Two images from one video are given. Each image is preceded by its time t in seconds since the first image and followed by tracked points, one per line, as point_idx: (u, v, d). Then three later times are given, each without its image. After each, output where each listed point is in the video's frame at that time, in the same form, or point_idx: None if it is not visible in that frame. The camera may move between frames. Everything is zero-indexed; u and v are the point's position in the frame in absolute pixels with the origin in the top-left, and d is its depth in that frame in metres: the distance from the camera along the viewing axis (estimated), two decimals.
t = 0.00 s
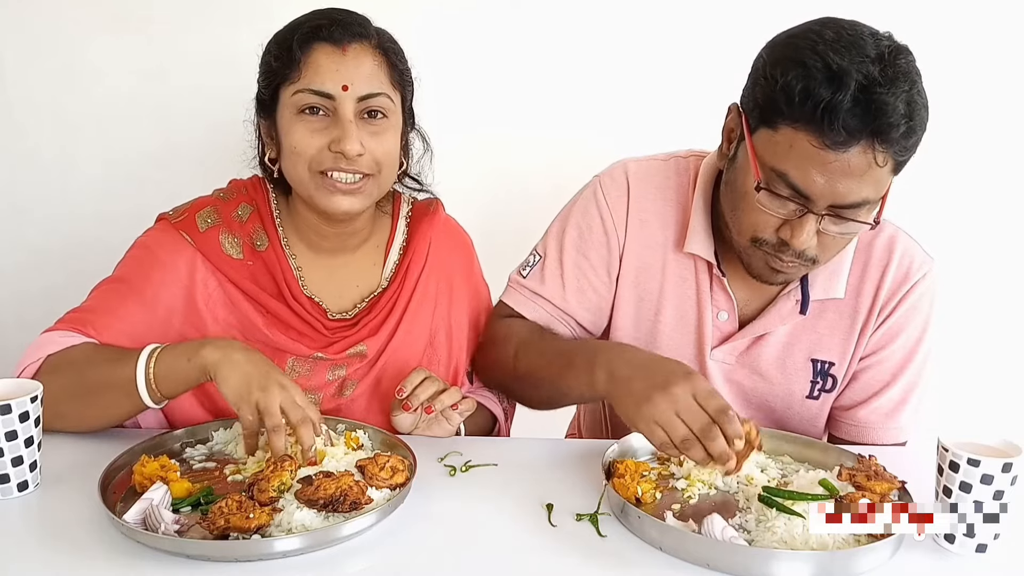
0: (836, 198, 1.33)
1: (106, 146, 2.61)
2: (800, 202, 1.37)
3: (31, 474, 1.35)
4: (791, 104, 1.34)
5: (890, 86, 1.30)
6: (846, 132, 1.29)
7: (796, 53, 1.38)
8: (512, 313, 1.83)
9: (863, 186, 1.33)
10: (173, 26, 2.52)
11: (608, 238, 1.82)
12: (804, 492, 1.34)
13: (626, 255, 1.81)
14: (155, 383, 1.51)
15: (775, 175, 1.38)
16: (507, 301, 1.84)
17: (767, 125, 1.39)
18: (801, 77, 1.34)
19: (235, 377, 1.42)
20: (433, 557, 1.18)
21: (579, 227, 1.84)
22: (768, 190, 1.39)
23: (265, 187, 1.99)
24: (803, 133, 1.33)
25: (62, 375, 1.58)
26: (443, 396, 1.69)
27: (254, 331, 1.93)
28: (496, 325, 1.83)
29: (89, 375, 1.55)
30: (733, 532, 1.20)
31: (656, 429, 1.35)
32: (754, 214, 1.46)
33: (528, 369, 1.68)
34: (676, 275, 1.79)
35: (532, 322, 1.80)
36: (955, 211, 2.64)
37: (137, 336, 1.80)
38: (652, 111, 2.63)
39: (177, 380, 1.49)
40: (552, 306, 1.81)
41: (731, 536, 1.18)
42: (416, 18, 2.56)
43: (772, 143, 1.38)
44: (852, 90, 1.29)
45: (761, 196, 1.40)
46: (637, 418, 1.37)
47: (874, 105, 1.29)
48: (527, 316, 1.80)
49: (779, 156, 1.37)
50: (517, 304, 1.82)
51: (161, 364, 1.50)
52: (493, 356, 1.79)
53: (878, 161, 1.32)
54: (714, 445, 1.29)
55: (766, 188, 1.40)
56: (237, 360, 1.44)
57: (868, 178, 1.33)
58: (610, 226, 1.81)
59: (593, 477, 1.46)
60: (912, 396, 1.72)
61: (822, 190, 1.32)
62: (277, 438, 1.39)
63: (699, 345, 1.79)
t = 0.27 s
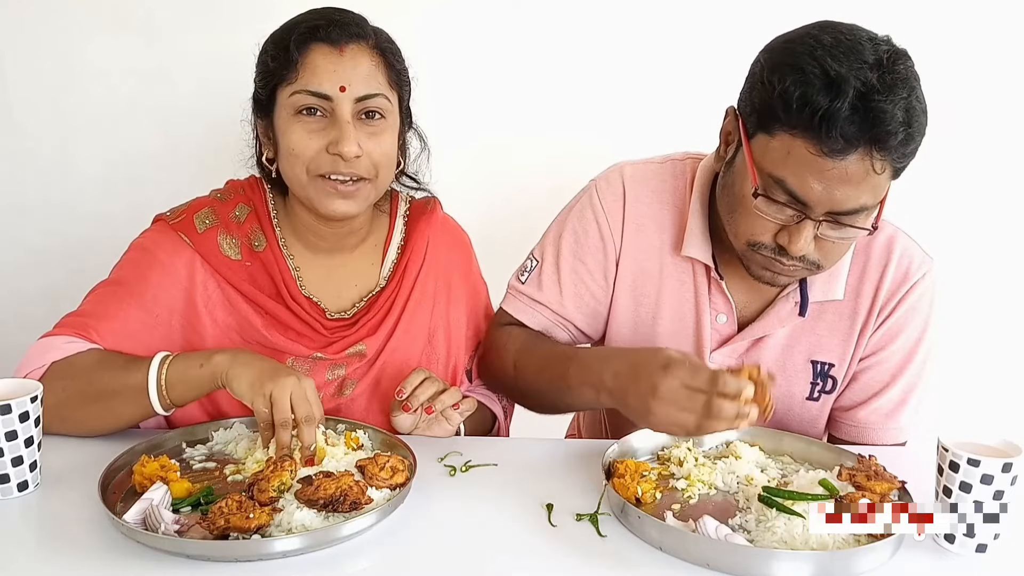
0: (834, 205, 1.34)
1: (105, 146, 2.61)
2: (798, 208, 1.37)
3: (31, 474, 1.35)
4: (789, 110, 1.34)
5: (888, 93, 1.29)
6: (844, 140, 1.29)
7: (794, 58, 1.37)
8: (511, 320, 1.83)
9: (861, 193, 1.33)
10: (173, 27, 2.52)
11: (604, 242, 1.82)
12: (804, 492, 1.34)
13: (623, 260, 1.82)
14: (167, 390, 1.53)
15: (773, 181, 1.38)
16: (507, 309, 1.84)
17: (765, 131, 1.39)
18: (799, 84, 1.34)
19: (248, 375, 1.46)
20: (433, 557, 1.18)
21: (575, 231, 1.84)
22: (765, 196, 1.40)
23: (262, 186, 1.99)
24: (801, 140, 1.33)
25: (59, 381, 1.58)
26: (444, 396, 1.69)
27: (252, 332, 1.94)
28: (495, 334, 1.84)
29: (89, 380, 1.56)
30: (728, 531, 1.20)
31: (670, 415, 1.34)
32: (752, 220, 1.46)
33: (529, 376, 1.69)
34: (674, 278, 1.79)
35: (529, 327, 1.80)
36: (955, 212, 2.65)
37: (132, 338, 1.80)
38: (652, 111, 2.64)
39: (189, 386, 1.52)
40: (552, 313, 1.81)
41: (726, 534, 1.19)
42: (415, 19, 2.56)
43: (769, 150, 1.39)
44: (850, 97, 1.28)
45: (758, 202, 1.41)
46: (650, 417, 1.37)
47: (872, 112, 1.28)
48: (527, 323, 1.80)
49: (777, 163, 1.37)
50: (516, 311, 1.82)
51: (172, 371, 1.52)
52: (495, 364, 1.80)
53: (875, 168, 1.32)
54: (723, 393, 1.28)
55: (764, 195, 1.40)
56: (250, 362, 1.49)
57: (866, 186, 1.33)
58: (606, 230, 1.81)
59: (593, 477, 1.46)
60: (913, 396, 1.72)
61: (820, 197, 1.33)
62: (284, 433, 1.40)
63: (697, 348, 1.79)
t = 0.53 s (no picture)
0: (817, 213, 1.35)
1: (106, 146, 2.61)
2: (781, 216, 1.38)
3: (31, 474, 1.35)
4: (772, 118, 1.35)
5: (872, 103, 1.29)
6: (825, 149, 1.29)
7: (781, 65, 1.38)
8: (512, 329, 1.84)
9: (844, 203, 1.33)
10: (173, 27, 2.52)
11: (599, 248, 1.81)
12: (804, 492, 1.34)
13: (617, 266, 1.82)
14: (157, 387, 1.49)
15: (757, 190, 1.40)
16: (507, 319, 1.84)
17: (751, 138, 1.40)
18: (783, 91, 1.34)
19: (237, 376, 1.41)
20: (433, 557, 1.18)
21: (570, 238, 1.83)
22: (749, 204, 1.42)
23: (262, 186, 1.99)
24: (784, 148, 1.34)
25: (61, 378, 1.58)
26: (444, 396, 1.68)
27: (251, 328, 1.94)
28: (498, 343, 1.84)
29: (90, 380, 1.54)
30: (731, 532, 1.20)
31: (687, 367, 1.43)
32: (737, 226, 1.47)
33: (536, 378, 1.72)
34: (670, 281, 1.80)
35: (532, 336, 1.81)
36: (955, 212, 2.64)
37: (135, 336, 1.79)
38: (652, 111, 2.64)
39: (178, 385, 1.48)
40: (553, 322, 1.82)
41: (728, 535, 1.19)
42: (415, 19, 2.56)
43: (754, 157, 1.40)
44: (833, 106, 1.28)
45: (742, 209, 1.43)
46: (671, 378, 1.45)
47: (855, 122, 1.28)
48: (530, 332, 1.81)
49: (761, 170, 1.38)
50: (517, 320, 1.82)
51: (161, 369, 1.49)
52: (500, 371, 1.81)
53: (859, 178, 1.32)
54: (730, 326, 1.37)
55: (748, 202, 1.42)
56: (239, 359, 1.44)
57: (849, 196, 1.33)
58: (602, 236, 1.81)
59: (593, 477, 1.46)
60: (911, 397, 1.72)
61: (803, 206, 1.34)
62: (280, 439, 1.37)
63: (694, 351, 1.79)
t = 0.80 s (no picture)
0: (805, 212, 1.35)
1: (105, 145, 2.61)
2: (770, 215, 1.38)
3: (31, 474, 1.35)
4: (760, 116, 1.35)
5: (860, 102, 1.29)
6: (813, 147, 1.29)
7: (769, 64, 1.38)
8: (510, 334, 1.84)
9: (833, 202, 1.33)
10: (173, 27, 2.52)
11: (594, 252, 1.82)
12: (804, 492, 1.34)
13: (613, 269, 1.82)
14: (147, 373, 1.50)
15: (746, 189, 1.40)
16: (505, 324, 1.84)
17: (740, 137, 1.40)
18: (771, 90, 1.34)
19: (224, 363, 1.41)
20: (432, 557, 1.18)
21: (566, 243, 1.83)
22: (738, 203, 1.42)
23: (259, 184, 1.98)
24: (773, 147, 1.34)
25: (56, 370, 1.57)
26: (444, 396, 1.68)
27: (250, 325, 1.93)
28: (497, 348, 1.85)
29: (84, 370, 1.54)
30: (731, 532, 1.20)
31: (685, 351, 1.42)
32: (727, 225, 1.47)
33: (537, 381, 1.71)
34: (666, 284, 1.80)
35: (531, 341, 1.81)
36: (955, 212, 2.65)
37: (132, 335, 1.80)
38: (652, 112, 2.63)
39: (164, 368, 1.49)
40: (551, 327, 1.82)
41: (728, 536, 1.19)
42: (415, 19, 2.56)
43: (743, 156, 1.39)
44: (820, 104, 1.29)
45: (731, 208, 1.43)
46: (669, 364, 1.45)
47: (842, 120, 1.29)
48: (528, 337, 1.81)
49: (750, 169, 1.38)
50: (515, 325, 1.82)
51: (149, 355, 1.49)
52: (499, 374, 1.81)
53: (847, 177, 1.32)
54: (722, 307, 1.37)
55: (737, 201, 1.42)
56: (223, 343, 1.44)
57: (838, 195, 1.33)
58: (596, 239, 1.81)
59: (593, 477, 1.46)
60: (908, 397, 1.72)
61: (792, 205, 1.34)
62: (263, 430, 1.34)
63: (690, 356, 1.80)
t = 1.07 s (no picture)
0: (792, 214, 1.35)
1: (105, 145, 2.61)
2: (757, 216, 1.39)
3: (31, 474, 1.35)
4: (747, 116, 1.34)
5: (847, 103, 1.28)
6: (799, 148, 1.29)
7: (759, 63, 1.37)
8: (508, 336, 1.85)
9: (820, 203, 1.34)
10: (173, 27, 2.52)
11: (589, 254, 1.82)
12: (804, 492, 1.34)
13: (608, 271, 1.82)
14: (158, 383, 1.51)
15: (734, 189, 1.40)
16: (503, 327, 1.85)
17: (728, 136, 1.40)
18: (758, 90, 1.34)
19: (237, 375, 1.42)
20: (432, 557, 1.18)
21: (561, 245, 1.83)
22: (725, 203, 1.42)
23: (258, 182, 1.98)
24: (760, 147, 1.33)
25: (62, 373, 1.58)
26: (445, 396, 1.68)
27: (250, 323, 1.93)
28: (495, 352, 1.86)
29: (93, 377, 1.55)
30: (731, 532, 1.20)
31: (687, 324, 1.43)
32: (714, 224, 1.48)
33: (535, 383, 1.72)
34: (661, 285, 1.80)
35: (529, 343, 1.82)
36: (954, 212, 2.65)
37: (133, 334, 1.79)
38: (652, 112, 2.63)
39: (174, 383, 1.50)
40: (548, 328, 1.83)
41: (728, 536, 1.18)
42: (415, 19, 2.56)
43: (730, 156, 1.39)
44: (806, 104, 1.28)
45: (718, 208, 1.43)
46: (675, 339, 1.46)
47: (828, 121, 1.28)
48: (525, 339, 1.82)
49: (737, 168, 1.38)
50: (513, 327, 1.83)
51: (161, 365, 1.50)
52: (497, 377, 1.82)
53: (833, 178, 1.32)
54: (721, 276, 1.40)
55: (724, 201, 1.42)
56: (237, 355, 1.45)
57: (824, 196, 1.34)
58: (591, 241, 1.81)
59: (593, 477, 1.46)
60: (904, 397, 1.72)
61: (778, 206, 1.34)
62: (270, 437, 1.36)
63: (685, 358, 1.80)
